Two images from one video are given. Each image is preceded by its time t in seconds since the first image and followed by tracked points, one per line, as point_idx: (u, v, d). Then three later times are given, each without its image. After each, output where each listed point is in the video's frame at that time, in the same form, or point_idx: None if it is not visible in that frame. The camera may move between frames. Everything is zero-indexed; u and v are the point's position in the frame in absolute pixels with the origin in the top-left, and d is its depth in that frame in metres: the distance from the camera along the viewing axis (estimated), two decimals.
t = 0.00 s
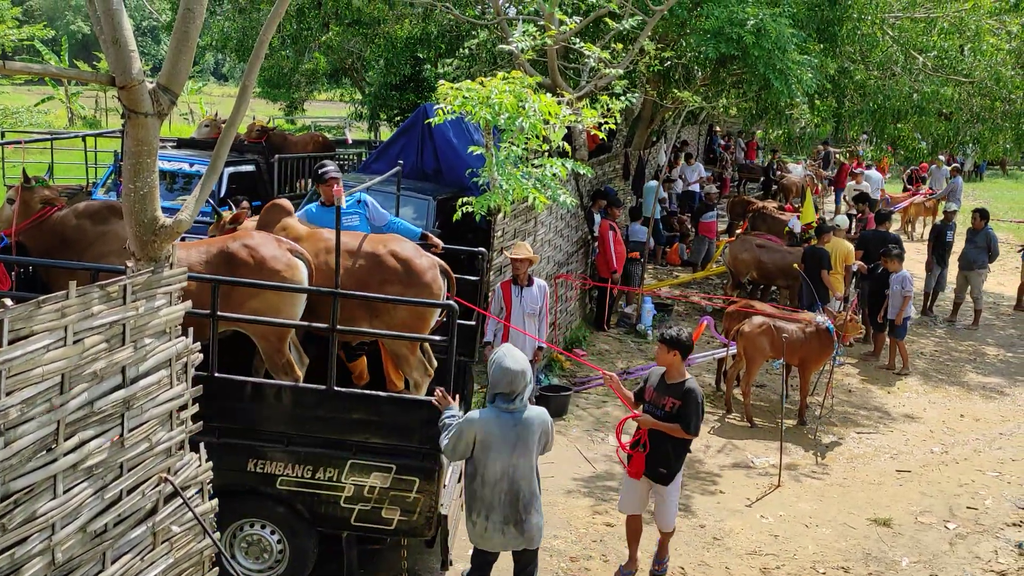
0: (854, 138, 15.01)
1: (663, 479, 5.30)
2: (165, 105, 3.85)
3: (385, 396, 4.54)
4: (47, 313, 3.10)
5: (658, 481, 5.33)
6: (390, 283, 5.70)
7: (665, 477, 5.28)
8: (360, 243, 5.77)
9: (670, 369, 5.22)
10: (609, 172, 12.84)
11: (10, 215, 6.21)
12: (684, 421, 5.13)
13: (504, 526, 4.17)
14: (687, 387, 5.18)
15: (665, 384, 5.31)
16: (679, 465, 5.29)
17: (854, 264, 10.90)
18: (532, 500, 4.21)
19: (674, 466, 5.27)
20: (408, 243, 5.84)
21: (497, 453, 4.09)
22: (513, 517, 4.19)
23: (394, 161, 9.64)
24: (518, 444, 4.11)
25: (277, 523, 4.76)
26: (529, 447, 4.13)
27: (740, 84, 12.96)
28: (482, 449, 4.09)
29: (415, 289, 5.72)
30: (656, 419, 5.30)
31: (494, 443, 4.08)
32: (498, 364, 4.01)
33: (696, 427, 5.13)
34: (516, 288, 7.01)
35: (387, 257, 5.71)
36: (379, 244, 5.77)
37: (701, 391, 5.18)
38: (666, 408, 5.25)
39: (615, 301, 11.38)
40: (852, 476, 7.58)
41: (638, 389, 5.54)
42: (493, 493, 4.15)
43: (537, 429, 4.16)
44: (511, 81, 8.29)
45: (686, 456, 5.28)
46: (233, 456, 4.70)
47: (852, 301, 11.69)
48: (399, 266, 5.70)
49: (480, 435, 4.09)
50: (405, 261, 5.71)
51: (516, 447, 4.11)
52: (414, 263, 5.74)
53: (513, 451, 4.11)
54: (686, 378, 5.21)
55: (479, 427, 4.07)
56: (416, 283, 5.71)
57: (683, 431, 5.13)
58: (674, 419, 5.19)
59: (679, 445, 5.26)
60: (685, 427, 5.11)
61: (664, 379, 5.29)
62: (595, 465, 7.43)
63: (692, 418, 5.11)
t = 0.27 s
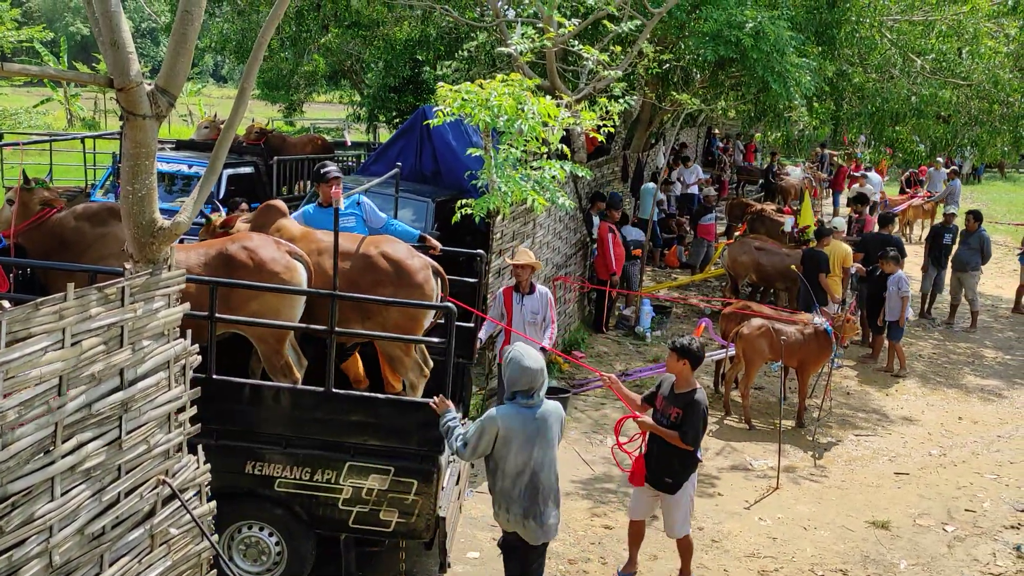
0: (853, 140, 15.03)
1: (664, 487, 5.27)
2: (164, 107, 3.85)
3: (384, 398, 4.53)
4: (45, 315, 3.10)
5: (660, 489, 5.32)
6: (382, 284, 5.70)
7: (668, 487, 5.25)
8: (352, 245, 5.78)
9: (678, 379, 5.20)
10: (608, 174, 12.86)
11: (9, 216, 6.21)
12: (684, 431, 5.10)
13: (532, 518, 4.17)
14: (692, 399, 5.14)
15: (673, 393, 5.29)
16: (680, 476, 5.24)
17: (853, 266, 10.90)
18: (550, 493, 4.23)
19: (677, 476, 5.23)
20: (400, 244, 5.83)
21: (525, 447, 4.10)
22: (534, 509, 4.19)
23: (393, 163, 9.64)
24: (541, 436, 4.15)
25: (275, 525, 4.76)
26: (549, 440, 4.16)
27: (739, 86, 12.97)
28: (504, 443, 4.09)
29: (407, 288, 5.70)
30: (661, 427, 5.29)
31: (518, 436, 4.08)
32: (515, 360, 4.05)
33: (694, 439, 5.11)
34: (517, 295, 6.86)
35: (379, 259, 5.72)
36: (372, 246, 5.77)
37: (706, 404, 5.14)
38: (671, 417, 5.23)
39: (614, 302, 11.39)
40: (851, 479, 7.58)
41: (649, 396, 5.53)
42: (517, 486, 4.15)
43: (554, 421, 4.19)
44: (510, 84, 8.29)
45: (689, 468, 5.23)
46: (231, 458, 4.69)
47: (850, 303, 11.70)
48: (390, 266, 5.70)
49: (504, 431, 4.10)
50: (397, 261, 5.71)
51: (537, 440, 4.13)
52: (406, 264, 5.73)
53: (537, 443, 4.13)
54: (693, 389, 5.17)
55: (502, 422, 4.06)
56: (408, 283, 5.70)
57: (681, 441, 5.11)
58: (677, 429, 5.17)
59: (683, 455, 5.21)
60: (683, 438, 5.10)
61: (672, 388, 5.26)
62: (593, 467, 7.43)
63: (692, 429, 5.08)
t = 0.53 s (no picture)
0: (851, 142, 15.03)
1: (667, 489, 5.27)
2: (159, 109, 3.84)
3: (380, 401, 4.52)
4: (39, 317, 3.08)
5: (664, 491, 5.33)
6: (370, 285, 5.69)
7: (670, 489, 5.26)
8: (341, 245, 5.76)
9: (682, 381, 5.16)
10: (606, 176, 12.87)
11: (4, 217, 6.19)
12: (687, 434, 5.09)
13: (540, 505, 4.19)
14: (695, 401, 5.11)
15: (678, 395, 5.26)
16: (684, 478, 5.22)
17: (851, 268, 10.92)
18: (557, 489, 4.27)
19: (680, 479, 5.22)
20: (390, 245, 5.82)
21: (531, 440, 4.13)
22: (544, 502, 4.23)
23: (391, 165, 9.63)
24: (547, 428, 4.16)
25: (271, 528, 4.74)
26: (559, 438, 4.20)
27: (737, 88, 12.97)
28: (517, 440, 4.12)
29: (395, 288, 5.67)
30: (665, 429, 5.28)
31: (528, 434, 4.11)
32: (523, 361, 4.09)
33: (697, 442, 5.07)
34: (507, 305, 6.71)
35: (366, 259, 5.71)
36: (361, 246, 5.76)
37: (710, 407, 5.11)
38: (674, 419, 5.21)
39: (611, 305, 11.38)
40: (849, 481, 7.57)
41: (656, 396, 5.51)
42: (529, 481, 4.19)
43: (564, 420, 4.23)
44: (508, 85, 8.27)
45: (693, 470, 5.21)
46: (226, 460, 4.67)
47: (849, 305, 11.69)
48: (379, 266, 5.68)
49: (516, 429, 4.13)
50: (386, 262, 5.69)
51: (548, 438, 4.16)
52: (394, 264, 5.71)
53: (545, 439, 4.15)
54: (697, 392, 5.12)
55: (511, 420, 4.09)
56: (395, 282, 5.66)
57: (683, 444, 5.09)
58: (679, 431, 5.15)
59: (687, 458, 5.19)
60: (685, 440, 5.08)
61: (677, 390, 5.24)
62: (590, 470, 7.42)
63: (694, 432, 5.06)
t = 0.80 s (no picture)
0: (850, 144, 15.04)
1: (662, 489, 5.27)
2: (158, 110, 3.83)
3: (379, 402, 4.51)
4: (37, 319, 3.07)
5: (658, 491, 5.32)
6: (363, 287, 5.68)
7: (663, 488, 5.26)
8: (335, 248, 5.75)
9: (681, 382, 5.16)
10: (605, 178, 12.87)
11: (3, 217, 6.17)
12: (685, 434, 5.08)
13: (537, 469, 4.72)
14: (692, 402, 5.11)
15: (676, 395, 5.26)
16: (681, 478, 5.22)
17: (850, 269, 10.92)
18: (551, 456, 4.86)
19: (674, 479, 5.21)
20: (384, 247, 5.81)
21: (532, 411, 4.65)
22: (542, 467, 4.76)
23: (390, 167, 9.62)
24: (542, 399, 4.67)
25: (270, 530, 4.73)
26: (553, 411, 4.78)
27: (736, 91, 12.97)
28: (528, 416, 4.63)
29: (387, 290, 5.67)
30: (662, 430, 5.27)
31: (536, 409, 4.62)
32: (517, 339, 4.66)
33: (697, 444, 5.07)
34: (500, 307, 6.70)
35: (356, 263, 5.69)
36: (355, 249, 5.76)
37: (708, 408, 5.10)
38: (671, 419, 5.20)
39: (610, 307, 11.38)
40: (848, 484, 7.55)
41: (655, 397, 5.52)
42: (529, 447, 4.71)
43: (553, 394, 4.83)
44: (507, 87, 8.26)
45: (689, 471, 5.20)
46: (225, 462, 4.66)
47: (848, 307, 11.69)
48: (372, 268, 5.67)
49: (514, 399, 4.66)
50: (380, 264, 5.68)
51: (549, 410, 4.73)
52: (387, 266, 5.70)
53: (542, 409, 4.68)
54: (696, 393, 5.11)
55: (524, 399, 4.56)
56: (386, 284, 5.66)
57: (683, 446, 5.09)
58: (677, 432, 5.15)
59: (682, 459, 5.18)
60: (685, 442, 5.07)
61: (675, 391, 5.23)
62: (590, 472, 7.41)
63: (693, 432, 5.05)
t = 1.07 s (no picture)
0: (850, 146, 15.03)
1: (665, 492, 5.26)
2: (158, 112, 3.83)
3: (379, 405, 4.50)
4: (37, 320, 3.07)
5: (659, 494, 5.31)
6: (365, 288, 5.66)
7: (665, 491, 5.25)
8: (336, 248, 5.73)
9: (684, 385, 5.16)
10: (605, 180, 12.88)
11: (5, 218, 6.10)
12: (689, 437, 5.08)
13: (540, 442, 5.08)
14: (696, 405, 5.12)
15: (679, 398, 5.26)
16: (683, 481, 5.22)
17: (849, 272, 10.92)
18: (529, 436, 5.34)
19: (677, 482, 5.21)
20: (386, 249, 5.80)
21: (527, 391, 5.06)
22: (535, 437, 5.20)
23: (390, 169, 9.61)
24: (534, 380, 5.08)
25: (269, 533, 4.72)
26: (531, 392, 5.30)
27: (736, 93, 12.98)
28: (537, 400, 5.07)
29: (388, 291, 5.65)
30: (666, 432, 5.27)
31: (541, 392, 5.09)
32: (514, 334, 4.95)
33: (701, 447, 5.07)
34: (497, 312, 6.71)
35: (361, 261, 5.68)
36: (357, 249, 5.73)
37: (711, 411, 5.11)
38: (675, 422, 5.21)
39: (610, 309, 11.38)
40: (848, 486, 7.55)
41: (657, 400, 5.52)
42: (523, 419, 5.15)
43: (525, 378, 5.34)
44: (507, 89, 8.26)
45: (692, 474, 5.20)
46: (225, 465, 4.66)
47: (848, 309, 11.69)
48: (374, 270, 5.65)
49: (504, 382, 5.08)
50: (382, 265, 5.66)
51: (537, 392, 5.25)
52: (389, 268, 5.68)
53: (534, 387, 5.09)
54: (699, 396, 5.13)
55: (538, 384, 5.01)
56: (389, 287, 5.65)
57: (688, 449, 5.09)
58: (681, 435, 5.15)
59: (685, 462, 5.19)
60: (689, 445, 5.07)
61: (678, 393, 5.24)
62: (590, 474, 7.41)
63: (697, 435, 5.05)
